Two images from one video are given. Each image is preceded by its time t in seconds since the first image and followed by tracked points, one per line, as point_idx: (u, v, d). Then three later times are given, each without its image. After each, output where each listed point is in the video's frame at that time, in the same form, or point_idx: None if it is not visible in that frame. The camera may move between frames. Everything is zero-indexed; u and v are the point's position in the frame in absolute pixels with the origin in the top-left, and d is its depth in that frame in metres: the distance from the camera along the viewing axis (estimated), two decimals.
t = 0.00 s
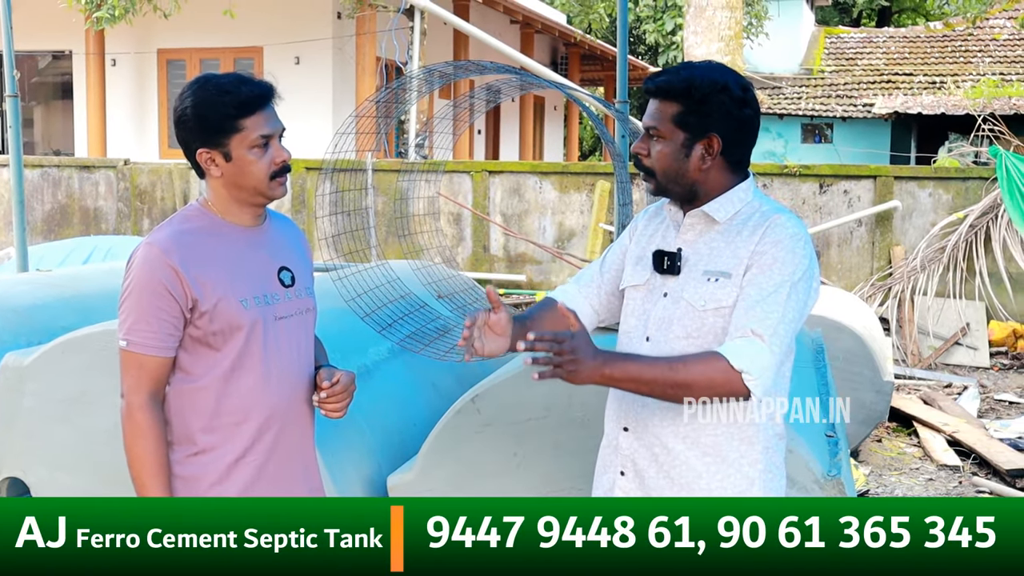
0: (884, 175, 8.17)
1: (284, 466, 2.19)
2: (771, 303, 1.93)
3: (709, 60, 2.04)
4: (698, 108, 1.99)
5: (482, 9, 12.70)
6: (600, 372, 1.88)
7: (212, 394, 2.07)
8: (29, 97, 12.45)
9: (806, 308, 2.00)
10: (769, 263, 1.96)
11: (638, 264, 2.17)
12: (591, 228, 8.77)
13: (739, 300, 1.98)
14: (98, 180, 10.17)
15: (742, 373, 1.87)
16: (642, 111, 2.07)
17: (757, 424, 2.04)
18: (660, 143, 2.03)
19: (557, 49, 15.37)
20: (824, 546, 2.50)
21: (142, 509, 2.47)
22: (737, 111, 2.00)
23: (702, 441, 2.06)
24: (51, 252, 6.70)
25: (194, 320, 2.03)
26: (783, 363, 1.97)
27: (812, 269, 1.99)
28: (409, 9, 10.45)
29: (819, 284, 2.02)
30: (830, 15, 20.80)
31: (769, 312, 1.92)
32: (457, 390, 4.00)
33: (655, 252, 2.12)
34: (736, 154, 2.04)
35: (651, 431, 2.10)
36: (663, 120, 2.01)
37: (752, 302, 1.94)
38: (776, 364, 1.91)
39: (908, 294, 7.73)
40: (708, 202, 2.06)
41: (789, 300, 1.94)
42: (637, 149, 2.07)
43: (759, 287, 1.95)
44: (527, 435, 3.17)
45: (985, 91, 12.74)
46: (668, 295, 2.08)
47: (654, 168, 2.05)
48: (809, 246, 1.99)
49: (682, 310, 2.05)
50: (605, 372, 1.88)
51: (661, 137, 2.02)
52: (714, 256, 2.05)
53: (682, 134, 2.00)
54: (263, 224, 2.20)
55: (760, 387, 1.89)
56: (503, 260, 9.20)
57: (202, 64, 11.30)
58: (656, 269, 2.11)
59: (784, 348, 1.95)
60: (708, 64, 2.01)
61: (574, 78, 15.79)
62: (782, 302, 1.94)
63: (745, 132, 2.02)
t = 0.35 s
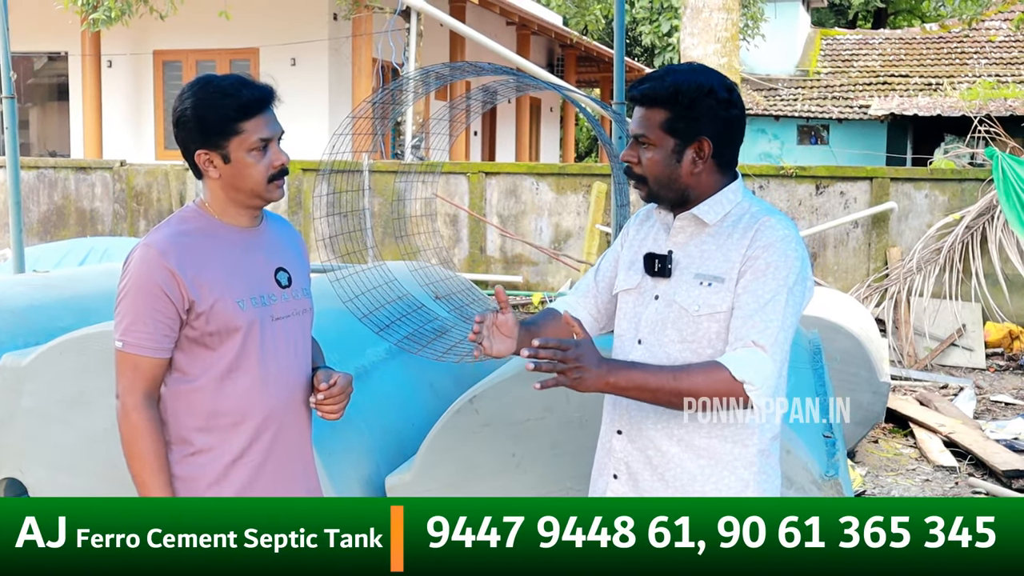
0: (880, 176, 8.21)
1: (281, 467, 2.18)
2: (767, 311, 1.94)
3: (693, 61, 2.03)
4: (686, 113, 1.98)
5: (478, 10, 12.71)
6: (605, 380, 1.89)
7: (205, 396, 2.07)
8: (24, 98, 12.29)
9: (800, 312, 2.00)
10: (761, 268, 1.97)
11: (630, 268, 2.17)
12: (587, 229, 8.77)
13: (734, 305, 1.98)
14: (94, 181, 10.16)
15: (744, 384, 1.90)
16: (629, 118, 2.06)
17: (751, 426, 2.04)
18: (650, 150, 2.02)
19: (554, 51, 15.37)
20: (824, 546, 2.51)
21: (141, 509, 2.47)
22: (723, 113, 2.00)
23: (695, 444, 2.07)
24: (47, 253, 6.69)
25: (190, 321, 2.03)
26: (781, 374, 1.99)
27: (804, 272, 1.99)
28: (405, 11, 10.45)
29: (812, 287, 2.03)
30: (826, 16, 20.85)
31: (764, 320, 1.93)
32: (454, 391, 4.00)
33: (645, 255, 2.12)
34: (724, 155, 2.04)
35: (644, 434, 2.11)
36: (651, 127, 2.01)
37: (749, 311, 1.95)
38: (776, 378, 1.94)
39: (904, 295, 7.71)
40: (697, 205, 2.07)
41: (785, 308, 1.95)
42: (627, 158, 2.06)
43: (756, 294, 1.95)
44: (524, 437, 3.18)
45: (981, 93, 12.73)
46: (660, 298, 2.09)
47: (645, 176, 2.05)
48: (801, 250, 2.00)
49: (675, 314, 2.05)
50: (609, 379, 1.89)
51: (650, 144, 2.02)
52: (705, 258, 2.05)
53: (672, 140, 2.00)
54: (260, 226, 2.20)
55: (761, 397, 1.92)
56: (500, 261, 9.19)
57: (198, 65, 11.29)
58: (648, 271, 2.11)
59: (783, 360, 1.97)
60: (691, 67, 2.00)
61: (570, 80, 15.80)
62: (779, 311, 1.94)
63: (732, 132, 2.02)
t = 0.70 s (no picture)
0: (882, 178, 8.21)
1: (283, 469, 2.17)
2: (777, 312, 1.93)
3: (721, 62, 2.05)
4: (709, 111, 1.99)
5: (479, 11, 12.71)
6: (616, 400, 1.87)
7: (212, 392, 2.07)
8: (25, 100, 12.31)
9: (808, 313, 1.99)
10: (769, 270, 1.96)
11: (638, 269, 2.16)
12: (589, 231, 8.77)
13: (742, 307, 1.98)
14: (96, 183, 10.17)
15: (756, 387, 1.89)
16: (649, 110, 2.07)
17: (754, 428, 2.03)
18: (667, 143, 2.03)
19: (555, 53, 15.38)
20: (824, 546, 2.50)
21: (142, 508, 2.47)
22: (745, 117, 2.01)
23: (698, 446, 2.06)
24: (48, 255, 6.69)
25: (188, 322, 2.03)
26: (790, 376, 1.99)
27: (812, 274, 1.99)
28: (407, 12, 10.46)
29: (819, 287, 2.03)
30: (827, 18, 20.85)
31: (774, 321, 1.93)
32: (456, 392, 3.99)
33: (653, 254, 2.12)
34: (740, 158, 2.05)
35: (647, 435, 2.11)
36: (672, 120, 2.02)
37: (758, 313, 1.94)
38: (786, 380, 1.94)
39: (906, 296, 7.69)
40: (706, 204, 2.07)
41: (795, 309, 1.94)
42: (642, 148, 2.07)
43: (763, 296, 1.95)
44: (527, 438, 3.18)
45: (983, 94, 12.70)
46: (666, 298, 2.08)
47: (659, 169, 2.06)
48: (808, 251, 2.00)
49: (680, 314, 2.05)
50: (620, 399, 1.87)
51: (668, 138, 2.03)
52: (712, 260, 2.05)
53: (690, 136, 2.01)
54: (259, 226, 2.19)
55: (772, 399, 1.91)
56: (502, 263, 9.19)
57: (199, 66, 11.30)
58: (654, 272, 2.10)
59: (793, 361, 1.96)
60: (719, 67, 2.01)
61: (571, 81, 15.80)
62: (789, 312, 1.94)
63: (751, 135, 2.03)
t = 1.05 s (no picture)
0: (887, 180, 8.20)
1: (286, 468, 2.18)
2: (793, 305, 1.91)
3: (721, 69, 2.03)
4: (710, 121, 1.98)
5: (484, 13, 12.72)
6: (641, 319, 1.88)
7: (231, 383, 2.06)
8: (31, 102, 12.40)
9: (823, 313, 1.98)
10: (783, 267, 1.95)
11: (649, 269, 2.17)
12: (594, 232, 8.76)
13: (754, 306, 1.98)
14: (101, 185, 10.18)
15: (773, 367, 1.86)
16: (652, 119, 2.06)
17: (761, 429, 2.04)
18: (670, 154, 2.02)
19: (559, 54, 15.39)
20: (824, 546, 2.50)
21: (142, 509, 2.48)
22: (747, 125, 2.00)
23: (707, 447, 2.06)
24: (54, 256, 6.71)
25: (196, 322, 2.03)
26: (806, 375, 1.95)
27: (825, 275, 1.98)
28: (412, 14, 10.47)
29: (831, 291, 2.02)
30: (832, 20, 20.85)
31: (791, 314, 1.90)
32: (461, 394, 3.99)
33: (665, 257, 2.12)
34: (744, 164, 2.04)
35: (656, 435, 2.10)
36: (673, 131, 2.01)
37: (774, 306, 1.92)
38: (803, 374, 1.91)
39: (911, 298, 7.69)
40: (717, 208, 2.07)
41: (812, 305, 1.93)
42: (646, 158, 2.07)
43: (779, 290, 1.93)
44: (534, 438, 3.16)
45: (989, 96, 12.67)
46: (677, 299, 2.08)
47: (663, 178, 2.05)
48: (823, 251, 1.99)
49: (691, 315, 2.05)
50: (646, 321, 1.88)
51: (671, 148, 2.02)
52: (724, 262, 2.04)
53: (693, 146, 2.00)
54: (258, 227, 2.19)
55: (789, 385, 1.88)
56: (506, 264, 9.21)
57: (204, 68, 11.32)
58: (666, 273, 2.11)
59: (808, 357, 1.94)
60: (720, 75, 2.00)
61: (576, 83, 15.81)
62: (806, 306, 1.91)
63: (754, 141, 2.02)
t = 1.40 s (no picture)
0: (889, 180, 8.19)
1: (287, 469, 2.18)
2: (815, 313, 1.92)
3: (709, 69, 2.02)
4: (701, 124, 1.98)
5: (486, 14, 12.74)
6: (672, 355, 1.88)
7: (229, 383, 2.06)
8: (33, 103, 12.39)
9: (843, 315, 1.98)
10: (798, 273, 1.95)
11: (654, 271, 2.17)
12: (596, 233, 8.75)
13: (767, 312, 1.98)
14: (103, 186, 10.18)
15: (806, 384, 1.87)
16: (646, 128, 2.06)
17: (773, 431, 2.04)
18: (667, 161, 2.02)
19: (561, 55, 15.39)
20: (824, 546, 2.49)
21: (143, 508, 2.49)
22: (740, 123, 1.98)
23: (715, 450, 2.06)
24: (56, 257, 6.71)
25: (197, 322, 2.03)
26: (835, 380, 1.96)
27: (839, 276, 1.98)
28: (414, 15, 10.47)
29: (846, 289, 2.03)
30: (833, 20, 20.84)
31: (815, 322, 1.91)
32: (464, 395, 3.99)
33: (671, 258, 2.12)
34: (743, 165, 2.03)
35: (663, 439, 2.09)
36: (666, 139, 2.01)
37: (799, 315, 1.92)
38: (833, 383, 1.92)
39: (914, 299, 7.69)
40: (722, 210, 2.06)
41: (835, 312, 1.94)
42: (646, 168, 2.07)
43: (799, 299, 1.93)
44: (538, 439, 3.16)
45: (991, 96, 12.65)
46: (684, 302, 2.08)
47: (665, 186, 2.05)
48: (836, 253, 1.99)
49: (700, 318, 2.04)
50: (676, 356, 1.88)
51: (667, 156, 2.02)
52: (733, 264, 2.04)
53: (688, 151, 2.00)
54: (259, 228, 2.20)
55: (821, 399, 1.89)
56: (508, 265, 9.21)
57: (206, 69, 11.32)
58: (672, 275, 2.11)
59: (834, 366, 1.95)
60: (707, 77, 1.99)
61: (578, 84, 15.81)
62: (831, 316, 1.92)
63: (751, 141, 2.01)
